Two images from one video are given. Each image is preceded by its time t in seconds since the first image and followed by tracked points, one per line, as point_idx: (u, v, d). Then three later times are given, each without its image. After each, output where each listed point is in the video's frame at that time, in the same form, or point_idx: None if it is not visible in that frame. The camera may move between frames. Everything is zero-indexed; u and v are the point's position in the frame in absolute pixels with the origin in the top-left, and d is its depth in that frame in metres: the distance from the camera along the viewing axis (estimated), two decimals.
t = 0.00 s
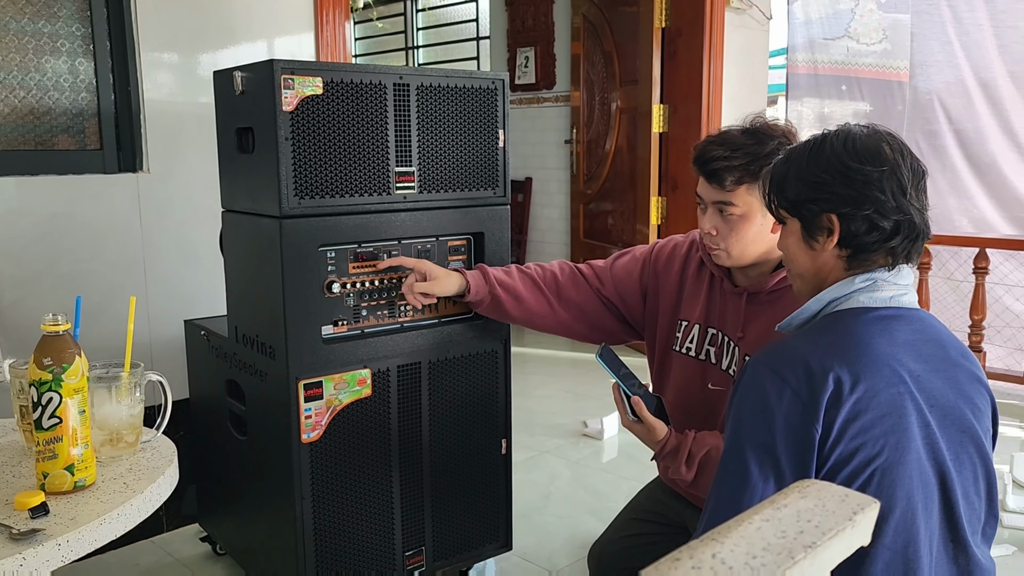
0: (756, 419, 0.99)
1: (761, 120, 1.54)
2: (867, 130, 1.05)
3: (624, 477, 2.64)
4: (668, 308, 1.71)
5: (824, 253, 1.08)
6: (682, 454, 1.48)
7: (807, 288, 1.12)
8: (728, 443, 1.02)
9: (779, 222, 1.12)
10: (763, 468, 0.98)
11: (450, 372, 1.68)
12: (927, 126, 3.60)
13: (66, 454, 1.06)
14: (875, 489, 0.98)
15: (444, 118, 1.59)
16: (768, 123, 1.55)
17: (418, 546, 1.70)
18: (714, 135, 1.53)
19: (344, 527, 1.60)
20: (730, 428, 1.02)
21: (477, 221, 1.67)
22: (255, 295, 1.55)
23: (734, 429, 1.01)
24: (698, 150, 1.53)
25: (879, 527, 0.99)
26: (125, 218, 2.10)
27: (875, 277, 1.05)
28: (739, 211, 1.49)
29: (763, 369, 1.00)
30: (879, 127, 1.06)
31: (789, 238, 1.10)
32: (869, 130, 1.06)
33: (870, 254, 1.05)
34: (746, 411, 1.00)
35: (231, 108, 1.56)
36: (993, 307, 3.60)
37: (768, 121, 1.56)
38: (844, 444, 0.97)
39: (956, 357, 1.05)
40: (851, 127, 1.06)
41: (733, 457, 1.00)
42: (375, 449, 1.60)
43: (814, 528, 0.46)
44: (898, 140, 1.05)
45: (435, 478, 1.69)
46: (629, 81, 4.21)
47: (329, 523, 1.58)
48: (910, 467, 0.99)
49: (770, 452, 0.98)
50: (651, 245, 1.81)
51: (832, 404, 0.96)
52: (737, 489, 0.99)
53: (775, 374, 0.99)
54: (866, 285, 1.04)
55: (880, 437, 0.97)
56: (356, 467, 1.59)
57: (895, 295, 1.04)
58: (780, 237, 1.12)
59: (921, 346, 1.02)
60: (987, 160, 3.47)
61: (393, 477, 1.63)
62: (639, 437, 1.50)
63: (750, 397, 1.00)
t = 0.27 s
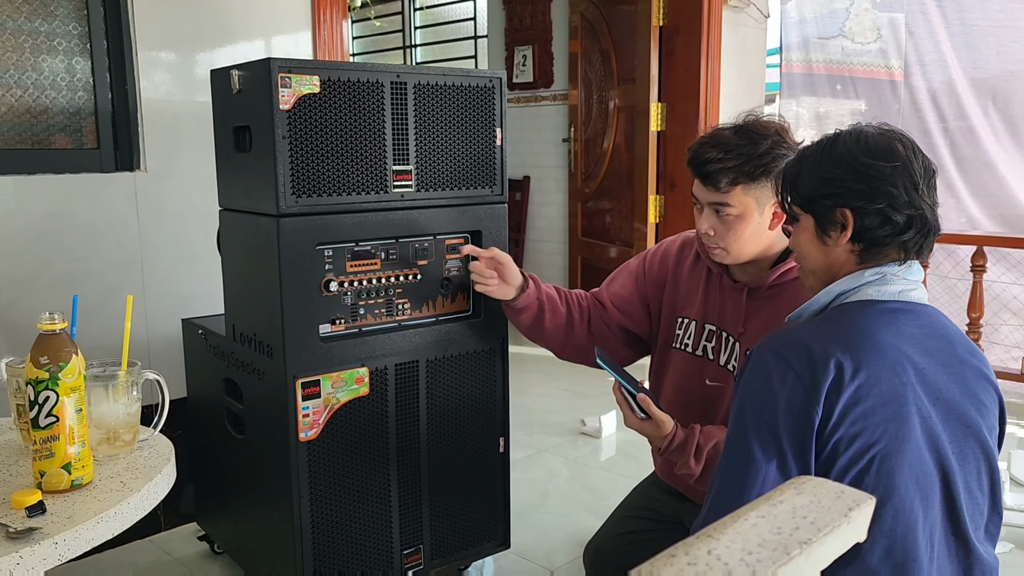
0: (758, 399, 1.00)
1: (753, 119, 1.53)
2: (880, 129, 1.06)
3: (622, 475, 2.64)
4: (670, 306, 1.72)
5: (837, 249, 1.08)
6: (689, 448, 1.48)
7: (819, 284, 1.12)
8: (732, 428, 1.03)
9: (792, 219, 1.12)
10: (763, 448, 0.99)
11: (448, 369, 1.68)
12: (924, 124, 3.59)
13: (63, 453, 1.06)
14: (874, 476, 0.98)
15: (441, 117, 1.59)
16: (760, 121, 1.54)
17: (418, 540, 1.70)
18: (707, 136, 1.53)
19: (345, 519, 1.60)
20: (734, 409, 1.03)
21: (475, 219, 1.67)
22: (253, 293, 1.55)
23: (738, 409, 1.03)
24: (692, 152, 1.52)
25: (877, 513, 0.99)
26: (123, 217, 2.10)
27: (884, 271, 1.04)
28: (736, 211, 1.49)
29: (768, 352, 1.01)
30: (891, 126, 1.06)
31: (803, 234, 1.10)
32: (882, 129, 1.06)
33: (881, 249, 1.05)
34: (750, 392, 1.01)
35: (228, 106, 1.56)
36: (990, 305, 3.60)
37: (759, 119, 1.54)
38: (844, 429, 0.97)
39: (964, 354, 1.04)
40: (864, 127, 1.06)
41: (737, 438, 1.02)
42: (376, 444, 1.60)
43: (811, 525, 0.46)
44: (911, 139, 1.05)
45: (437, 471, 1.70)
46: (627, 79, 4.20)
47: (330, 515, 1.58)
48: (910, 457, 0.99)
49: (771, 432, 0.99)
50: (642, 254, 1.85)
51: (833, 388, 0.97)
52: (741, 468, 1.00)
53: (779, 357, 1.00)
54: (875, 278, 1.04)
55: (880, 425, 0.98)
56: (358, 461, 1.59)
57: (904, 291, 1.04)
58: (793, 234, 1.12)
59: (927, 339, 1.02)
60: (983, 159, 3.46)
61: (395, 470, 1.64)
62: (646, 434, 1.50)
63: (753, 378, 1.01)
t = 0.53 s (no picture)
0: (758, 388, 1.01)
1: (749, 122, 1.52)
2: (906, 130, 1.05)
3: (621, 473, 2.64)
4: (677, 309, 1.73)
5: (851, 245, 1.07)
6: (682, 447, 1.47)
7: (824, 278, 1.11)
8: (733, 418, 1.04)
9: (803, 211, 1.11)
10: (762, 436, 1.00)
11: (446, 368, 1.68)
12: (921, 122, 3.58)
13: (62, 452, 1.06)
14: (872, 465, 0.99)
15: (439, 116, 1.59)
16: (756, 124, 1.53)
17: (418, 535, 1.70)
18: (706, 144, 1.51)
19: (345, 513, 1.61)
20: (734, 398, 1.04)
21: (473, 218, 1.67)
22: (251, 293, 1.55)
23: (739, 397, 1.03)
24: (693, 162, 1.51)
25: (874, 503, 1.00)
26: (121, 216, 2.10)
27: (889, 268, 1.05)
28: (742, 217, 1.49)
29: (769, 343, 1.01)
30: (916, 129, 1.06)
31: (815, 226, 1.09)
32: (907, 131, 1.06)
33: (897, 248, 1.05)
34: (750, 381, 1.02)
35: (226, 106, 1.56)
36: (988, 302, 3.59)
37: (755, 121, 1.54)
38: (842, 419, 0.98)
39: (966, 350, 1.04)
40: (889, 127, 1.05)
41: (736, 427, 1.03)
42: (376, 440, 1.60)
43: (806, 522, 0.46)
44: (935, 145, 1.06)
45: (437, 467, 1.70)
46: (624, 78, 4.20)
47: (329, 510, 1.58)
48: (909, 449, 1.00)
49: (771, 420, 0.99)
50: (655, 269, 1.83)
51: (832, 379, 0.97)
52: (742, 458, 1.01)
53: (779, 347, 1.00)
54: (879, 274, 1.04)
55: (879, 416, 0.98)
56: (358, 457, 1.59)
57: (907, 286, 1.04)
58: (802, 226, 1.11)
59: (928, 334, 1.02)
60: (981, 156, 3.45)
61: (395, 466, 1.64)
62: (639, 436, 1.50)
63: (753, 368, 1.02)
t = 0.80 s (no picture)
0: (762, 386, 1.01)
1: (769, 115, 1.53)
2: (892, 128, 1.06)
3: (620, 471, 2.65)
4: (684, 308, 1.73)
5: (849, 244, 1.07)
6: (691, 438, 1.47)
7: (827, 278, 1.11)
8: (738, 416, 1.04)
9: (800, 215, 1.11)
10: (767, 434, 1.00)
11: (445, 367, 1.68)
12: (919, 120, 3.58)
13: (60, 451, 1.06)
14: (874, 462, 0.99)
15: (436, 114, 1.59)
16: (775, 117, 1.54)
17: (419, 534, 1.71)
18: (720, 132, 1.53)
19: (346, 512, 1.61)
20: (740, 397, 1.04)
21: (471, 216, 1.67)
22: (249, 291, 1.55)
23: (744, 395, 1.03)
24: (706, 146, 1.53)
25: (875, 499, 1.01)
26: (119, 215, 2.10)
27: (891, 264, 1.05)
28: (748, 205, 1.50)
29: (772, 341, 1.01)
30: (903, 126, 1.06)
31: (814, 229, 1.09)
32: (895, 128, 1.06)
33: (896, 244, 1.05)
34: (755, 380, 1.02)
35: (224, 104, 1.56)
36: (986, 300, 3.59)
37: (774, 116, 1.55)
38: (846, 416, 0.98)
39: (968, 349, 1.04)
40: (877, 125, 1.06)
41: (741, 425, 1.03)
42: (378, 438, 1.61)
43: (803, 518, 0.47)
44: (922, 139, 1.06)
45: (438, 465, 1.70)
46: (622, 76, 4.19)
47: (331, 508, 1.59)
48: (911, 446, 1.00)
49: (776, 417, 0.99)
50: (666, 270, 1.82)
51: (836, 376, 0.97)
52: (747, 457, 1.01)
53: (783, 345, 1.00)
54: (881, 271, 1.04)
55: (881, 412, 0.98)
56: (359, 456, 1.60)
57: (909, 284, 1.04)
58: (803, 229, 1.11)
59: (930, 332, 1.02)
60: (979, 153, 3.45)
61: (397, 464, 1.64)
62: (648, 428, 1.50)
63: (758, 366, 1.02)
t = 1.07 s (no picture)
0: (762, 385, 1.01)
1: (778, 112, 1.54)
2: (885, 123, 1.06)
3: (618, 469, 2.65)
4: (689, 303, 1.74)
5: (845, 242, 1.07)
6: (694, 433, 1.47)
7: (825, 277, 1.11)
8: (738, 416, 1.03)
9: (796, 214, 1.12)
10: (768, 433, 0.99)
11: (443, 365, 1.68)
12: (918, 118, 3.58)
13: (58, 449, 1.06)
14: (874, 460, 0.99)
15: (435, 112, 1.59)
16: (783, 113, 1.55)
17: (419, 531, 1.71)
18: (729, 126, 1.54)
19: (345, 510, 1.61)
20: (740, 395, 1.04)
21: (470, 214, 1.67)
22: (248, 290, 1.55)
23: (744, 394, 1.03)
24: (715, 139, 1.54)
25: (875, 497, 1.01)
26: (117, 213, 2.10)
27: (889, 263, 1.05)
28: (754, 200, 1.50)
29: (772, 340, 1.01)
30: (896, 121, 1.06)
31: (810, 228, 1.09)
32: (887, 124, 1.06)
33: (891, 240, 1.05)
34: (754, 378, 1.02)
35: (222, 102, 1.56)
36: (985, 298, 3.60)
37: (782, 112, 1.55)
38: (846, 414, 0.98)
39: (967, 346, 1.05)
40: (869, 122, 1.06)
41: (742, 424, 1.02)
42: (377, 437, 1.61)
43: (802, 514, 0.47)
44: (915, 133, 1.06)
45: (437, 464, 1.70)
46: (621, 74, 4.19)
47: (330, 506, 1.58)
48: (911, 444, 1.00)
49: (777, 416, 0.99)
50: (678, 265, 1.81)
51: (836, 374, 0.97)
52: (748, 455, 1.00)
53: (783, 343, 1.00)
54: (880, 269, 1.04)
55: (881, 411, 0.99)
56: (358, 454, 1.60)
57: (907, 282, 1.04)
58: (800, 228, 1.11)
59: (929, 330, 1.02)
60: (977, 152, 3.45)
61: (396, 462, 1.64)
62: (650, 421, 1.49)
63: (758, 364, 1.02)
